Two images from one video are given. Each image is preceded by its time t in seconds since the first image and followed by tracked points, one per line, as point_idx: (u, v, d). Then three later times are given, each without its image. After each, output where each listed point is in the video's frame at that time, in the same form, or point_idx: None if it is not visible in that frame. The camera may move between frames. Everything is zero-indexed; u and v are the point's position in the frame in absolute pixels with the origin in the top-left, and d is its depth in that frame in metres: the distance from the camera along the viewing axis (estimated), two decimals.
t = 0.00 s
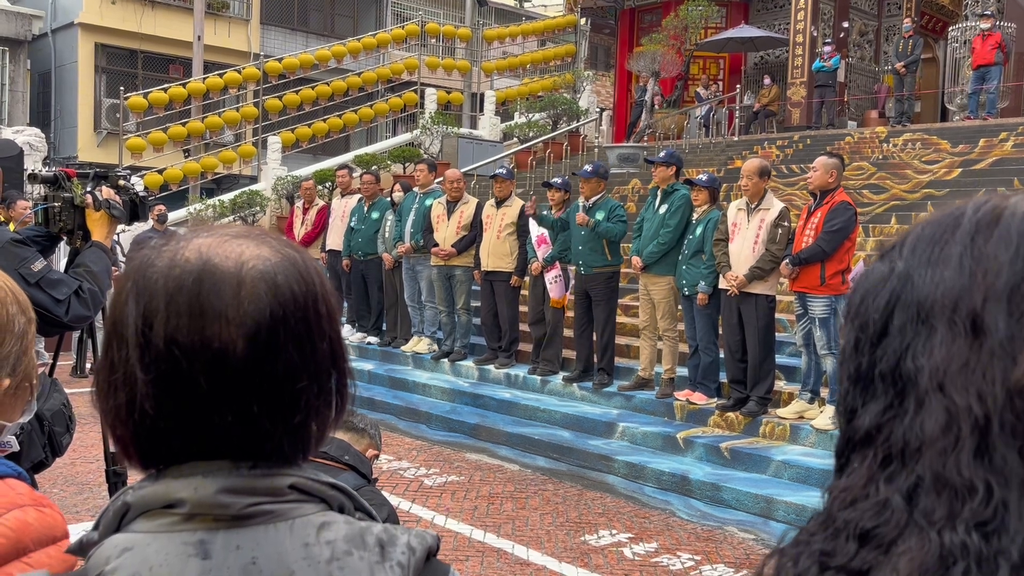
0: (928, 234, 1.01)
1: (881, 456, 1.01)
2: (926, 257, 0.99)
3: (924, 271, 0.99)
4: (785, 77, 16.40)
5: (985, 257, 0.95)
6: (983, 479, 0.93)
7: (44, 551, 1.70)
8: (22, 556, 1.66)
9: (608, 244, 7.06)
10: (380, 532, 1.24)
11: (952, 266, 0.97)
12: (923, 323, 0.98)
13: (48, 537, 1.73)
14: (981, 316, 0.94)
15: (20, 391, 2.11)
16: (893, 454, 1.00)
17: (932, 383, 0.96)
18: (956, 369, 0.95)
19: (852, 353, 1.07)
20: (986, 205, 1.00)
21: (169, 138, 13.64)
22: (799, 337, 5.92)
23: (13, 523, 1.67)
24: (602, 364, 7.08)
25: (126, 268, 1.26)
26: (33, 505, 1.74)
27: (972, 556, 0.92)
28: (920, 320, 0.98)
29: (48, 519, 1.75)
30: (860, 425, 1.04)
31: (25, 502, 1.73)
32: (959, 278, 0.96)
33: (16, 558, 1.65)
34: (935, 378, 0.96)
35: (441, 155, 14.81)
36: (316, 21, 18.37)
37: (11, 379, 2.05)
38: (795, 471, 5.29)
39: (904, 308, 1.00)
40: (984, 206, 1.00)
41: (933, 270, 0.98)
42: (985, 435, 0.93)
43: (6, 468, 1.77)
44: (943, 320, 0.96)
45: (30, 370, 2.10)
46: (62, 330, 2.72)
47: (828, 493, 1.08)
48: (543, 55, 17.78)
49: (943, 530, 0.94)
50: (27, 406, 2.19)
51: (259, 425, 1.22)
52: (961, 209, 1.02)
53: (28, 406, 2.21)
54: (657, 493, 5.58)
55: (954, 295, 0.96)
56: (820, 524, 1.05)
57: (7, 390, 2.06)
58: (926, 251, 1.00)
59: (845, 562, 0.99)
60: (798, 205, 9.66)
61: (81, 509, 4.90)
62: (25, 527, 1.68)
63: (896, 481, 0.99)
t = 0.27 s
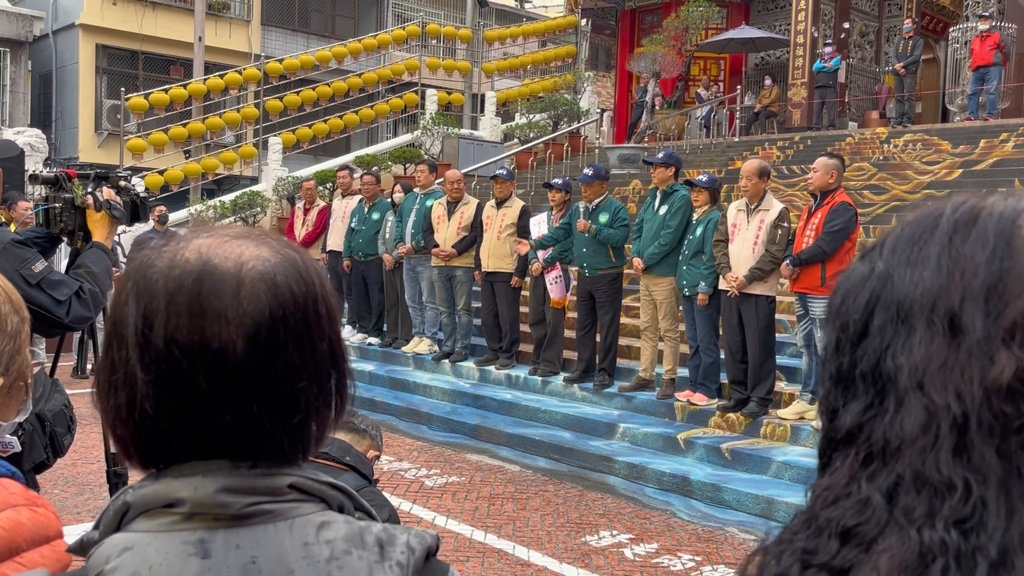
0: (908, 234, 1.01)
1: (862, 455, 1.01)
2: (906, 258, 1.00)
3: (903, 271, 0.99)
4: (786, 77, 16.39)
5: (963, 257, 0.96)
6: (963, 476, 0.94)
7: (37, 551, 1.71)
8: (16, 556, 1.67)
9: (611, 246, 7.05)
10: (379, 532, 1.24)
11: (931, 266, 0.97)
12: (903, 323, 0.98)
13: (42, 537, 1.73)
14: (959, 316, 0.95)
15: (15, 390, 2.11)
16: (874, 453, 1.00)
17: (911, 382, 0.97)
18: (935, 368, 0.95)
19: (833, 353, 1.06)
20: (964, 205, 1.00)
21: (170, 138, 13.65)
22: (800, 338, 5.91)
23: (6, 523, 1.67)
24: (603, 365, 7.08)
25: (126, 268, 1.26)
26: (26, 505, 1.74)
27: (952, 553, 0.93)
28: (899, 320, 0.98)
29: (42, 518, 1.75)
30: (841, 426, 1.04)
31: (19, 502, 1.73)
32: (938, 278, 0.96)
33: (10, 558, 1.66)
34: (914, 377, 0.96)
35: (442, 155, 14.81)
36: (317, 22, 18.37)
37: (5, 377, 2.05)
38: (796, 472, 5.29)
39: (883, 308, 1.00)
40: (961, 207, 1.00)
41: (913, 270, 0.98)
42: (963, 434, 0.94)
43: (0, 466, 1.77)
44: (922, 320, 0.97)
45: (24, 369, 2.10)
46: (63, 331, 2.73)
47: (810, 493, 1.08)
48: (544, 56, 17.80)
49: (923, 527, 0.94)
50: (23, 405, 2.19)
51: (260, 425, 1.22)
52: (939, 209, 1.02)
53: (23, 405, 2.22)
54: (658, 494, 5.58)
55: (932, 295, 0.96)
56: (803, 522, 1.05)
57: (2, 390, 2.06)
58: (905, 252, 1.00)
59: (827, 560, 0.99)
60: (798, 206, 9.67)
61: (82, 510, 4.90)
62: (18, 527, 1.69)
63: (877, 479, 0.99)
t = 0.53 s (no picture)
0: (884, 236, 1.00)
1: (840, 457, 1.00)
2: (881, 260, 0.99)
3: (879, 274, 0.99)
4: (787, 78, 16.39)
5: (937, 259, 0.95)
6: (937, 477, 0.94)
7: (31, 551, 1.71)
8: (10, 557, 1.67)
9: (612, 247, 7.05)
10: (375, 533, 1.24)
11: (905, 269, 0.97)
12: (877, 325, 0.98)
13: (35, 537, 1.73)
14: (932, 318, 0.94)
15: (8, 390, 2.12)
16: (851, 455, 0.99)
17: (886, 385, 0.96)
18: (909, 370, 0.95)
19: (811, 356, 1.06)
20: (938, 207, 1.00)
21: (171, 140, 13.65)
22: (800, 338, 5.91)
23: None
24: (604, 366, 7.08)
25: (123, 269, 1.27)
26: (20, 506, 1.75)
27: (926, 554, 0.93)
28: (874, 322, 0.98)
29: (35, 519, 1.75)
30: (819, 427, 1.04)
31: (12, 503, 1.73)
32: (911, 281, 0.96)
33: (5, 558, 1.66)
34: (888, 380, 0.96)
35: (443, 156, 14.82)
36: (318, 23, 18.38)
37: None
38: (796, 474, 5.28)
39: (859, 311, 0.99)
40: (936, 208, 1.00)
41: (888, 273, 0.98)
42: (936, 436, 0.94)
43: None
44: (895, 322, 0.96)
45: (17, 369, 2.10)
46: (64, 333, 2.73)
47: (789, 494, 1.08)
48: (545, 57, 17.81)
49: (897, 527, 0.95)
50: (15, 405, 2.19)
51: (255, 426, 1.22)
52: (915, 210, 1.02)
53: (16, 406, 2.22)
54: (658, 495, 5.58)
55: (906, 297, 0.96)
56: (783, 523, 1.05)
57: None
58: (880, 253, 1.00)
59: (805, 561, 0.99)
60: (799, 207, 9.67)
61: (82, 511, 4.91)
62: (12, 528, 1.69)
63: (854, 481, 0.99)
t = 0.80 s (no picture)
0: (868, 238, 1.01)
1: (826, 456, 1.01)
2: (866, 262, 1.00)
3: (863, 275, 0.99)
4: (787, 79, 16.39)
5: (919, 261, 0.96)
6: (920, 475, 0.94)
7: (30, 552, 1.71)
8: (10, 558, 1.67)
9: (614, 247, 7.05)
10: (373, 534, 1.25)
11: (888, 270, 0.98)
12: (862, 325, 0.98)
13: (35, 537, 1.73)
14: (915, 318, 0.95)
15: (5, 391, 2.12)
16: (837, 453, 1.00)
17: (870, 384, 0.97)
18: (892, 370, 0.95)
19: (798, 357, 1.07)
20: (921, 210, 1.01)
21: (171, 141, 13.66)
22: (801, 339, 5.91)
23: None
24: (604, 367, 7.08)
25: (123, 271, 1.28)
26: (19, 507, 1.75)
27: (909, 550, 0.93)
28: (858, 322, 0.99)
29: (35, 520, 1.76)
30: (806, 427, 1.04)
31: (11, 504, 1.74)
32: (895, 282, 0.97)
33: (4, 559, 1.66)
34: (873, 379, 0.96)
35: (443, 157, 14.83)
36: (319, 24, 18.39)
37: None
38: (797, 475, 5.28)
39: (843, 312, 1.00)
40: (920, 211, 1.01)
41: (871, 275, 0.99)
42: (920, 434, 0.94)
43: None
44: (880, 322, 0.97)
45: (14, 370, 2.11)
46: (65, 334, 2.74)
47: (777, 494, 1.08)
48: (546, 58, 17.84)
49: (881, 525, 0.95)
50: (14, 405, 2.19)
51: (252, 426, 1.23)
52: (899, 213, 1.03)
53: (14, 406, 2.22)
54: (659, 496, 5.58)
55: (890, 298, 0.97)
56: (771, 522, 1.05)
57: None
58: (865, 255, 1.00)
59: (792, 558, 0.99)
60: (800, 207, 9.67)
61: (83, 512, 4.91)
62: (11, 529, 1.69)
63: (839, 479, 0.99)
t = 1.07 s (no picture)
0: (870, 240, 1.01)
1: (828, 454, 1.01)
2: (867, 262, 1.00)
3: (865, 276, 1.00)
4: (788, 81, 16.39)
5: (920, 261, 0.96)
6: (921, 473, 0.94)
7: (31, 554, 1.72)
8: (11, 559, 1.68)
9: (615, 249, 7.05)
10: (373, 534, 1.25)
11: (889, 271, 0.98)
12: (863, 325, 0.99)
13: (36, 539, 1.74)
14: (916, 318, 0.95)
15: (7, 393, 2.13)
16: (838, 452, 1.00)
17: (872, 383, 0.97)
18: (894, 369, 0.96)
19: (800, 356, 1.07)
20: (922, 211, 1.01)
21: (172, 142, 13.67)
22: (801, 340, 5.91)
23: None
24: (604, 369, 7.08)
25: (123, 273, 1.28)
26: (20, 508, 1.76)
27: (909, 548, 0.93)
28: (860, 323, 0.99)
29: (35, 521, 1.76)
30: (807, 425, 1.04)
31: (12, 506, 1.74)
32: (896, 282, 0.97)
33: (5, 560, 1.67)
34: (874, 378, 0.97)
35: (444, 159, 14.84)
36: (319, 26, 18.40)
37: None
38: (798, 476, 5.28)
39: (845, 312, 1.00)
40: (920, 212, 1.01)
41: (873, 275, 0.99)
42: (921, 432, 0.95)
43: None
44: (881, 322, 0.97)
45: (15, 372, 2.11)
46: (65, 336, 2.75)
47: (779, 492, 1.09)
48: (546, 60, 17.86)
49: (882, 522, 0.95)
50: (15, 407, 2.19)
51: (253, 427, 1.23)
52: (900, 214, 1.03)
53: (15, 408, 2.23)
54: (660, 497, 5.59)
55: (891, 299, 0.97)
56: (772, 520, 1.06)
57: None
58: (867, 256, 1.00)
59: (794, 555, 1.00)
60: (800, 209, 9.68)
61: (84, 514, 4.92)
62: (12, 530, 1.70)
63: (841, 477, 0.99)
